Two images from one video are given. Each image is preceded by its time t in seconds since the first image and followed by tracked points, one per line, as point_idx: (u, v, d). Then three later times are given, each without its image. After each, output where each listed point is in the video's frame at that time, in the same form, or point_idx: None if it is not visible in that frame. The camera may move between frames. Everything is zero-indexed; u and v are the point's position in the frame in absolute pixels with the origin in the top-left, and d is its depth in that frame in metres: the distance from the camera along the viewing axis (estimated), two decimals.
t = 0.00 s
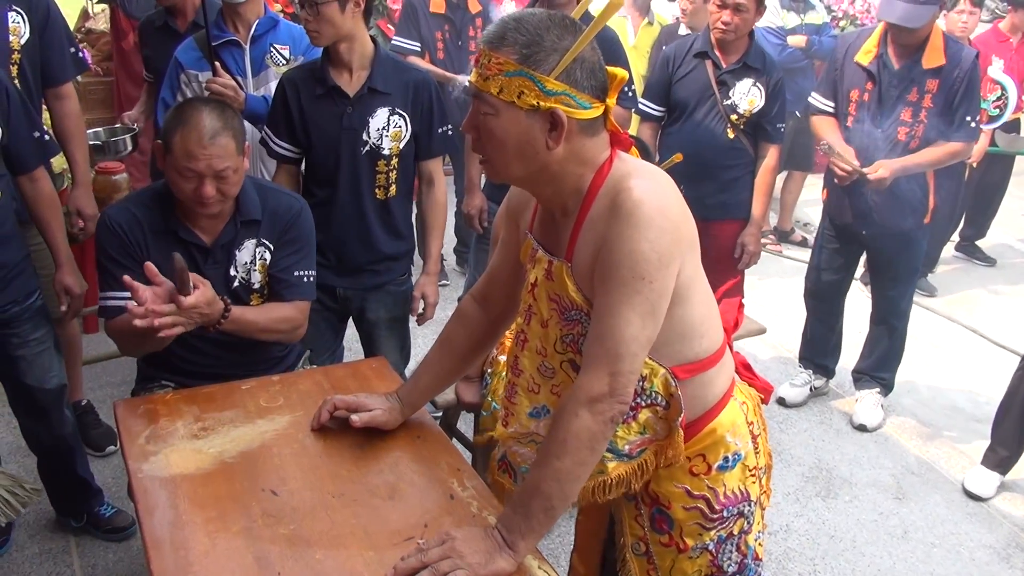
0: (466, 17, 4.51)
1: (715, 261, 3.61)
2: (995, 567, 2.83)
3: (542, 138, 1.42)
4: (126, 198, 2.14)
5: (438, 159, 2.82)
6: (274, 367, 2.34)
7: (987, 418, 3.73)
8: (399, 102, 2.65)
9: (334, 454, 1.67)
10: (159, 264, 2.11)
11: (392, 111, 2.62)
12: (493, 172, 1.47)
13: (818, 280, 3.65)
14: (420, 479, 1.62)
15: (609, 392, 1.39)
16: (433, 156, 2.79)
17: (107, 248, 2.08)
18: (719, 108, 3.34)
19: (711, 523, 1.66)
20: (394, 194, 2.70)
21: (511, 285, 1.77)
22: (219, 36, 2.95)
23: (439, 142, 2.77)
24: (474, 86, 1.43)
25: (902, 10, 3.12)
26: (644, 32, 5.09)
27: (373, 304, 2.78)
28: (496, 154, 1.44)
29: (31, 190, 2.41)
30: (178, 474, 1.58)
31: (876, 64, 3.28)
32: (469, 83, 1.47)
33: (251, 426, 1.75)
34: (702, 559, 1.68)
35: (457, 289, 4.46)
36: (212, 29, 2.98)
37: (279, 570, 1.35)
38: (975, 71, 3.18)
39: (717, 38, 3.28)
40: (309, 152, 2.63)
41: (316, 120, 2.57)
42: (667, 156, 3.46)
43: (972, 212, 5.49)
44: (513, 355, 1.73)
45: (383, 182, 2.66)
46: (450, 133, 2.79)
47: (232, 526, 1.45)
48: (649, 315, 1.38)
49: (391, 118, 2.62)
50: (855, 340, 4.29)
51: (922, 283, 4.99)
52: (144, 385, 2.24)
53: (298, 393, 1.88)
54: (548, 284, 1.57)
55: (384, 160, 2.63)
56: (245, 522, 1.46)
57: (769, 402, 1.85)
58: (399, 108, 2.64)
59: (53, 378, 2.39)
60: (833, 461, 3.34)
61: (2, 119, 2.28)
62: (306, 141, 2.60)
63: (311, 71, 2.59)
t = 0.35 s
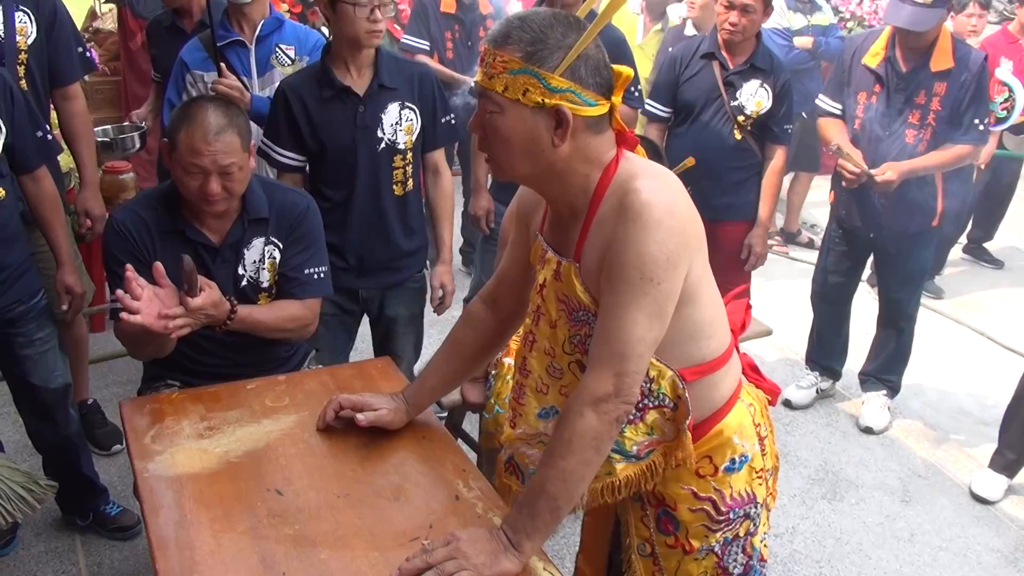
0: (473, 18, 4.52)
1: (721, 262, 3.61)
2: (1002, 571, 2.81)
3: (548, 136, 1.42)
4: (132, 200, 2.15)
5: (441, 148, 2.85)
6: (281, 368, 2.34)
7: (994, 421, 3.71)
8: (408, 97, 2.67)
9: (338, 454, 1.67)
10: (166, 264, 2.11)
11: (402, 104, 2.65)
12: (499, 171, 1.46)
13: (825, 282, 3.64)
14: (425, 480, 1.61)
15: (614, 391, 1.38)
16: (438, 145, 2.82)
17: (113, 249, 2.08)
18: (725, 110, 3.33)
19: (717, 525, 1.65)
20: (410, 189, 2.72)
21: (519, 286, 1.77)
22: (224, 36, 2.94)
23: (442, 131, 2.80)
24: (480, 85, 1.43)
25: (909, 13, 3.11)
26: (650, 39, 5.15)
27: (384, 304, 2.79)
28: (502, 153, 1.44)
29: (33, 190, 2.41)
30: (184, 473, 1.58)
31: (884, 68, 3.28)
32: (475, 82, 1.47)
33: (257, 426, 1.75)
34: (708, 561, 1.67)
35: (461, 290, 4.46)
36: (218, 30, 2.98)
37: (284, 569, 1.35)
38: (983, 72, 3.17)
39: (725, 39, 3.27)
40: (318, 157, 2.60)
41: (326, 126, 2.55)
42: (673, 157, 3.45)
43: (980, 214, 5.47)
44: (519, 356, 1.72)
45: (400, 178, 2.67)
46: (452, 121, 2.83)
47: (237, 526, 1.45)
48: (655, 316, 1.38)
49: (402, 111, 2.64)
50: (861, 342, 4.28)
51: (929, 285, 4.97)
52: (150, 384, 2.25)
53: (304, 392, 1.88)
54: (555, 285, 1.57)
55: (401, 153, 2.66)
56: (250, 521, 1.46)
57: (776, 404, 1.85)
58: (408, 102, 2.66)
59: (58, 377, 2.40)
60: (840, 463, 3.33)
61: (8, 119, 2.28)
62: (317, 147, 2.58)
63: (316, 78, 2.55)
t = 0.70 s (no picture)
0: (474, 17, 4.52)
1: (721, 261, 3.61)
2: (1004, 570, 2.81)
3: (547, 136, 1.42)
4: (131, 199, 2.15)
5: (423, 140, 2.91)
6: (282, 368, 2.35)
7: (997, 420, 3.71)
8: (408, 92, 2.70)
9: (337, 454, 1.67)
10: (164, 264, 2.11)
11: (406, 100, 2.68)
12: (498, 171, 1.46)
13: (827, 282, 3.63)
14: (424, 480, 1.61)
15: (610, 390, 1.38)
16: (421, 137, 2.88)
17: (111, 249, 2.08)
18: (726, 109, 3.32)
19: (719, 526, 1.65)
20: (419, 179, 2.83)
21: (518, 286, 1.77)
22: (223, 37, 2.95)
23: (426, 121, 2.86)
24: (479, 84, 1.42)
25: (908, 12, 3.10)
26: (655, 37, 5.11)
27: (410, 295, 2.86)
28: (501, 153, 1.44)
29: (33, 191, 2.41)
30: (183, 474, 1.58)
31: (884, 65, 3.29)
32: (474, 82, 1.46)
33: (256, 426, 1.75)
34: (710, 562, 1.67)
35: (463, 290, 4.46)
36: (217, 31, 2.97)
37: (281, 570, 1.35)
38: (983, 71, 3.17)
39: (725, 38, 3.27)
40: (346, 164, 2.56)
41: (353, 128, 2.52)
42: (674, 156, 3.45)
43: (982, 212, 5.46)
44: (520, 355, 1.72)
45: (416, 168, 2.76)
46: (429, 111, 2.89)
47: (236, 526, 1.45)
48: (652, 315, 1.38)
49: (410, 106, 2.69)
50: (863, 341, 4.27)
51: (931, 284, 4.96)
52: (151, 385, 2.25)
53: (303, 393, 1.88)
54: (554, 284, 1.57)
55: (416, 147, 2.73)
56: (248, 522, 1.46)
57: (779, 405, 1.84)
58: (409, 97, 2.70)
59: (58, 378, 2.41)
60: (842, 462, 3.33)
61: (7, 119, 2.29)
62: (344, 154, 2.53)
63: (330, 85, 2.48)
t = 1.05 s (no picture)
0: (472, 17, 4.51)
1: (720, 260, 3.60)
2: (1004, 568, 2.80)
3: (543, 134, 1.41)
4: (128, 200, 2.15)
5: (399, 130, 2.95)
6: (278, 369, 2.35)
7: (997, 417, 3.70)
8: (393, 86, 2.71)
9: (333, 455, 1.67)
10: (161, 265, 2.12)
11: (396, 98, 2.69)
12: (495, 169, 1.46)
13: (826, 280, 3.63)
14: (420, 480, 1.61)
15: (604, 388, 1.38)
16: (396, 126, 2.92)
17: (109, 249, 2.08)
18: (724, 107, 3.32)
19: (717, 526, 1.65)
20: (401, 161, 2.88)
21: (514, 284, 1.76)
22: (218, 37, 2.94)
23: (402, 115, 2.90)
24: (476, 82, 1.42)
25: (908, 9, 3.11)
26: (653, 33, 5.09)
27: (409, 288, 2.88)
28: (497, 150, 1.43)
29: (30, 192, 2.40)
30: (179, 475, 1.58)
31: (883, 64, 3.26)
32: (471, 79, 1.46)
33: (253, 427, 1.75)
34: (709, 562, 1.67)
35: (462, 289, 4.46)
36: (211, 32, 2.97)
37: (278, 570, 1.35)
38: (982, 69, 3.20)
39: (722, 36, 3.27)
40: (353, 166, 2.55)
41: (362, 130, 2.51)
42: (672, 154, 3.45)
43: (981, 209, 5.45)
44: (517, 353, 1.72)
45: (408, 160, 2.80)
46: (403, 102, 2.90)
47: (233, 527, 1.45)
48: (646, 312, 1.37)
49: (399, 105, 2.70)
50: (863, 339, 4.27)
51: (931, 282, 4.96)
52: (147, 387, 2.25)
53: (300, 393, 1.88)
54: (550, 281, 1.57)
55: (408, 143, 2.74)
56: (245, 522, 1.46)
57: (778, 404, 1.84)
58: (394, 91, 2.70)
59: (56, 379, 2.41)
60: (841, 460, 3.32)
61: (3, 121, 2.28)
62: (356, 157, 2.53)
63: (333, 88, 2.45)
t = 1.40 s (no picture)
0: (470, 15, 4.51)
1: (720, 258, 3.60)
2: (1005, 565, 2.80)
3: (543, 129, 1.41)
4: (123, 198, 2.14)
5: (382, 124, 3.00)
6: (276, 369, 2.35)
7: (997, 414, 3.70)
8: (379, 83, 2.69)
9: (331, 454, 1.67)
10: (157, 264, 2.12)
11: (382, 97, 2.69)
12: (496, 165, 1.46)
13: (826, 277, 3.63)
14: (419, 479, 1.61)
15: (601, 386, 1.37)
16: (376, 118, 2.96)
17: (101, 246, 2.07)
18: (722, 105, 3.32)
19: (717, 523, 1.64)
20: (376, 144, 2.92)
21: (512, 281, 1.76)
22: (214, 37, 2.95)
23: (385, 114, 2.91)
24: (477, 76, 1.42)
25: (909, 5, 3.12)
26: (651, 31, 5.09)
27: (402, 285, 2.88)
28: (496, 145, 1.43)
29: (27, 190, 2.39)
30: (177, 475, 1.58)
31: (885, 61, 3.27)
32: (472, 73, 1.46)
33: (251, 426, 1.75)
34: (708, 559, 1.67)
35: (461, 288, 4.46)
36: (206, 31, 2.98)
37: (276, 571, 1.35)
38: (984, 67, 3.19)
39: (720, 34, 3.26)
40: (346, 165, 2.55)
41: (353, 128, 2.52)
42: (671, 152, 3.44)
43: (981, 206, 5.44)
44: (516, 346, 1.72)
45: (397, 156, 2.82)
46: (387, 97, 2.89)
47: (230, 527, 1.45)
48: (641, 309, 1.37)
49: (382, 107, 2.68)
50: (863, 336, 4.27)
51: (931, 279, 4.95)
52: (144, 387, 2.25)
53: (298, 392, 1.88)
54: (547, 275, 1.56)
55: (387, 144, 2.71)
56: (242, 522, 1.46)
57: (779, 401, 1.84)
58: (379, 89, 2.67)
59: (54, 378, 2.41)
60: (841, 457, 3.32)
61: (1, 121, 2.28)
62: (348, 156, 2.53)
63: (324, 86, 2.46)
